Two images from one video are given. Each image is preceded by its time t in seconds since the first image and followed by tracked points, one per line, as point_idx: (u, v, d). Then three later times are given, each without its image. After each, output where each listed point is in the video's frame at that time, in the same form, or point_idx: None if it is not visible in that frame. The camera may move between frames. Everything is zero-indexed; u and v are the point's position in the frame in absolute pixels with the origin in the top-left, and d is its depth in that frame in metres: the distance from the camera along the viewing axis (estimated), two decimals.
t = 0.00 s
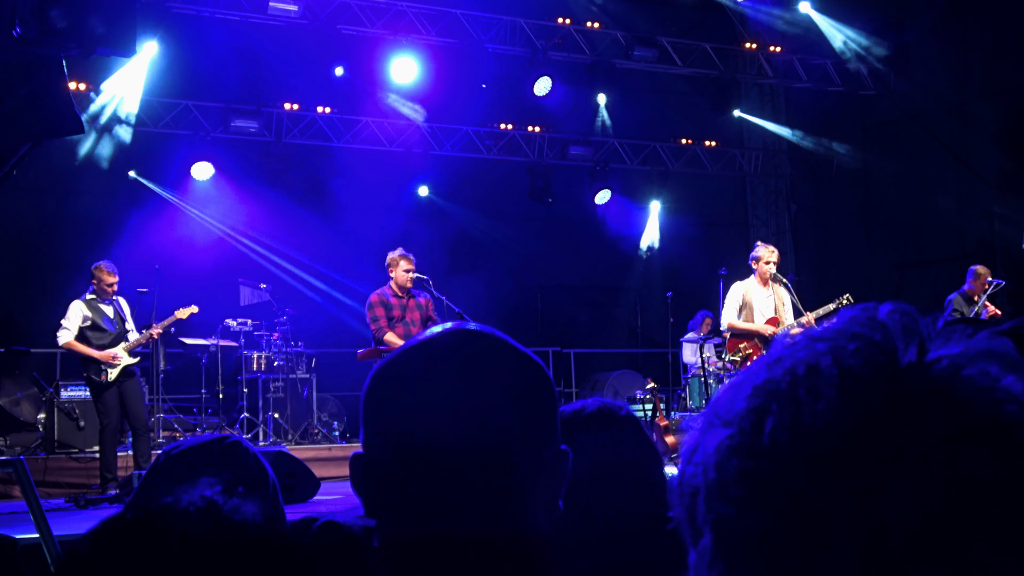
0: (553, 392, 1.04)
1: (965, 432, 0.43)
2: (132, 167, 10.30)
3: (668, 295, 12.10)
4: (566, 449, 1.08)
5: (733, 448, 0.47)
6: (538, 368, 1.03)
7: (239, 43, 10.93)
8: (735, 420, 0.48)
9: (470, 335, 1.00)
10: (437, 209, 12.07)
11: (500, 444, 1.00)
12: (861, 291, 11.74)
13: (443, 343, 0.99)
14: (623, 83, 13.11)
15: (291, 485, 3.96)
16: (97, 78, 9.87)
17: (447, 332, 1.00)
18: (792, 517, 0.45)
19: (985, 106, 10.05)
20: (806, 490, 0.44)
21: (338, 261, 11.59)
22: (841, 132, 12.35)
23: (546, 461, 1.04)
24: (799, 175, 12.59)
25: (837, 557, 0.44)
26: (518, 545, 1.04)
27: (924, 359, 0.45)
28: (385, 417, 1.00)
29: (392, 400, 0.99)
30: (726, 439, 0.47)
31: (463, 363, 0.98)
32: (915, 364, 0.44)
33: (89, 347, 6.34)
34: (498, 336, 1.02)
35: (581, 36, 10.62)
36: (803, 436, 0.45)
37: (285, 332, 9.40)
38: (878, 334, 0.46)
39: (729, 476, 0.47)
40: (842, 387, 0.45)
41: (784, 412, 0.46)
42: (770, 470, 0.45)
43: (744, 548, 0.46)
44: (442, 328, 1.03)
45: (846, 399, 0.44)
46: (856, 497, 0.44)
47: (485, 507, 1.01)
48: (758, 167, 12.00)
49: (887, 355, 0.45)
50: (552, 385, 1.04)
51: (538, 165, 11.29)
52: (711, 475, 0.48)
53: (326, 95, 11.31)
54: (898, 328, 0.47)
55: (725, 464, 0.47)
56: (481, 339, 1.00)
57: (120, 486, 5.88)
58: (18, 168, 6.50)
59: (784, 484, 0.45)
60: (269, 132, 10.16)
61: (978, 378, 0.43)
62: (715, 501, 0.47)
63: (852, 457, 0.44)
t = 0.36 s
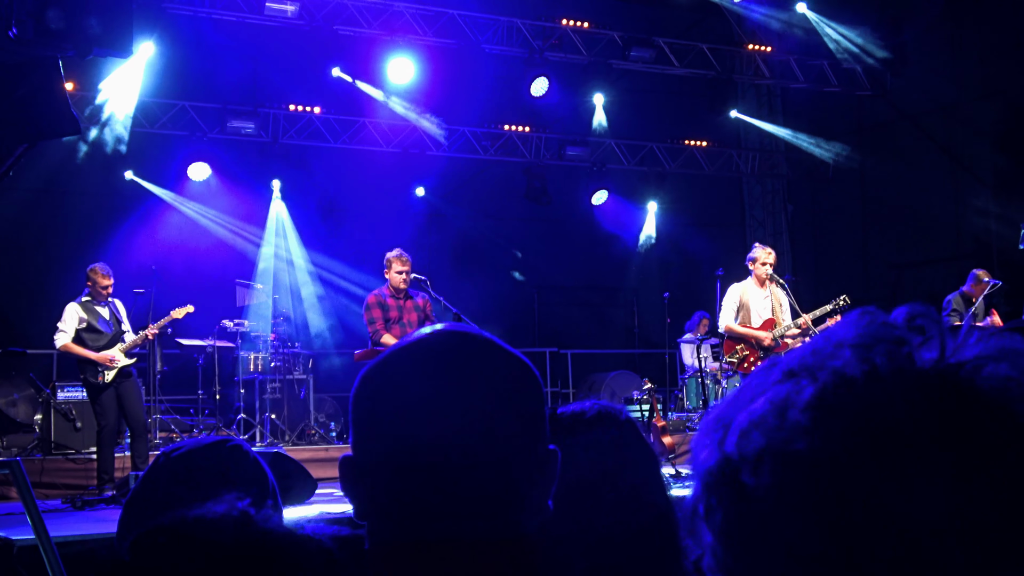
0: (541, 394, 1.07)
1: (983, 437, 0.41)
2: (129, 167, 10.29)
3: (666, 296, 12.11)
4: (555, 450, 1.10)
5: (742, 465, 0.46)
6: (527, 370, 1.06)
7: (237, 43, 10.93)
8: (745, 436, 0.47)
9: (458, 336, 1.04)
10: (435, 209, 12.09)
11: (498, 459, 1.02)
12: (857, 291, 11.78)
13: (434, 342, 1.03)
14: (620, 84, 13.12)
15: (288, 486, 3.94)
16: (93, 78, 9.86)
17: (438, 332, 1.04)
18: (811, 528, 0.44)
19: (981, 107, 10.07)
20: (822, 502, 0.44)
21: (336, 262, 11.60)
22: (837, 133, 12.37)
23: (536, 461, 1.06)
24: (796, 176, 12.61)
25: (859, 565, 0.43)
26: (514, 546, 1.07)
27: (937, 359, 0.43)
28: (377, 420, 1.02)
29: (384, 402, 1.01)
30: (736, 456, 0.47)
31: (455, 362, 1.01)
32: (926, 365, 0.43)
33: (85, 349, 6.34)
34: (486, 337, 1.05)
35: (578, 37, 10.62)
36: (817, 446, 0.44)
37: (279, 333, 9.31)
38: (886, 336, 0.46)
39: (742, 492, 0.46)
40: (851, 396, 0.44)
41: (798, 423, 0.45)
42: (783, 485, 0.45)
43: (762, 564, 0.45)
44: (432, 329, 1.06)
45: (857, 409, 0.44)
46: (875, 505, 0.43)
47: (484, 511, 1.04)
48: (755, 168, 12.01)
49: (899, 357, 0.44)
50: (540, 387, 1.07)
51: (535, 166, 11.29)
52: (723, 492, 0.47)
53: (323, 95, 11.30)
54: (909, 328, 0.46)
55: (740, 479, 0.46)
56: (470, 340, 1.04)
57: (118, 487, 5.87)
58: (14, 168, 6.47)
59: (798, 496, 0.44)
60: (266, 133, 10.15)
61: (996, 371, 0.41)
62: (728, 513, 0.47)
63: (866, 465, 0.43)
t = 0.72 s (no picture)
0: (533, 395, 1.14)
1: (960, 435, 0.46)
2: (127, 167, 10.29)
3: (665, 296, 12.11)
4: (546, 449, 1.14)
5: (743, 470, 0.49)
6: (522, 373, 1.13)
7: (234, 43, 10.94)
8: (738, 443, 0.50)
9: (453, 336, 1.12)
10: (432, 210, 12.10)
11: (498, 458, 1.09)
12: (855, 291, 11.78)
13: (429, 343, 1.11)
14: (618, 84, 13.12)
15: (285, 485, 3.89)
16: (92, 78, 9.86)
17: (432, 334, 1.12)
18: (819, 525, 0.46)
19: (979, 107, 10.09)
20: (829, 502, 0.46)
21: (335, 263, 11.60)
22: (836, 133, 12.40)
23: (526, 459, 1.11)
24: (794, 176, 12.63)
25: (867, 560, 0.45)
26: (513, 544, 1.12)
27: (909, 365, 0.49)
28: (372, 418, 1.10)
29: (386, 402, 1.09)
30: (737, 460, 0.49)
31: (450, 362, 1.09)
32: (900, 369, 0.48)
33: (83, 348, 6.34)
34: (479, 337, 1.13)
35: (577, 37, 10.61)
36: (818, 447, 0.47)
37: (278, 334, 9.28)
38: (861, 346, 0.51)
39: (747, 494, 0.49)
40: (845, 400, 0.47)
41: (796, 429, 0.48)
42: (789, 487, 0.47)
43: (772, 562, 0.47)
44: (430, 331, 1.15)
45: (852, 412, 0.47)
46: (876, 503, 0.46)
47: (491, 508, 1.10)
48: (753, 168, 12.01)
49: (873, 364, 0.49)
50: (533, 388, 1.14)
51: (533, 166, 11.29)
52: (726, 496, 0.50)
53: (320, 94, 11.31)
54: (873, 342, 0.52)
55: (743, 482, 0.49)
56: (463, 341, 1.12)
57: (116, 487, 5.87)
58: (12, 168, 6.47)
59: (803, 496, 0.47)
60: (264, 133, 10.15)
61: (957, 371, 0.48)
62: (728, 516, 0.49)
63: (868, 464, 0.46)
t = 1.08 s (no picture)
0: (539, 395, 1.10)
1: (972, 437, 0.48)
2: (126, 166, 10.29)
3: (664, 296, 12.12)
4: (552, 450, 1.11)
5: (755, 469, 0.52)
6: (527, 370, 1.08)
7: (234, 42, 10.93)
8: (751, 442, 0.52)
9: (455, 335, 1.08)
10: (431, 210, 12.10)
11: (500, 458, 1.04)
12: (854, 291, 11.78)
13: (430, 341, 1.06)
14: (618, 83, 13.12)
15: (285, 485, 3.89)
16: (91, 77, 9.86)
17: (436, 332, 1.08)
18: (828, 524, 0.49)
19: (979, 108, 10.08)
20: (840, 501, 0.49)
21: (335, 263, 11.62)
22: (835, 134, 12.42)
23: (530, 458, 1.07)
24: (793, 176, 12.64)
25: (875, 558, 0.48)
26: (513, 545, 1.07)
27: (925, 365, 0.51)
28: (374, 414, 1.05)
29: (384, 404, 1.04)
30: (748, 461, 0.52)
31: (452, 360, 1.04)
32: (915, 368, 0.50)
33: (82, 348, 6.34)
34: (482, 334, 1.09)
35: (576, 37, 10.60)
36: (832, 449, 0.49)
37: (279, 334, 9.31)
38: (876, 347, 0.52)
39: (757, 492, 0.51)
40: (860, 401, 0.50)
41: (809, 429, 0.50)
42: (801, 488, 0.49)
43: (782, 560, 0.50)
44: (432, 328, 1.11)
45: (865, 413, 0.49)
46: (888, 499, 0.48)
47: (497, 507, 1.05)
48: (752, 168, 12.01)
49: (888, 364, 0.51)
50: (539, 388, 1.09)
51: (532, 165, 11.29)
52: (737, 496, 0.52)
53: (319, 93, 11.30)
54: (888, 344, 0.54)
55: (754, 480, 0.52)
56: (466, 338, 1.07)
57: (116, 487, 5.86)
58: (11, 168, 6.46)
59: (815, 497, 0.49)
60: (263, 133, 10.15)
61: (972, 373, 0.50)
62: (738, 516, 0.52)
63: (880, 462, 0.48)
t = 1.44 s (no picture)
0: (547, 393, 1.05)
1: (988, 432, 0.49)
2: (125, 166, 10.28)
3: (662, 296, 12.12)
4: (562, 449, 1.06)
5: (772, 460, 0.52)
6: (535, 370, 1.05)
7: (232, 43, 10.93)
8: (768, 433, 0.52)
9: (464, 336, 1.03)
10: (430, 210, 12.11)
11: (501, 454, 1.00)
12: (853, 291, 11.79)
13: (436, 344, 1.02)
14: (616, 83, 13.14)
15: (285, 485, 3.88)
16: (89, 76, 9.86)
17: (442, 333, 1.03)
18: (846, 515, 0.49)
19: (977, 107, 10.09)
20: (856, 492, 0.49)
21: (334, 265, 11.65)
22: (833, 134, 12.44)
23: (539, 459, 1.03)
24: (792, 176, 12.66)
25: (894, 548, 0.49)
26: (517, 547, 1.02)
27: (942, 360, 0.51)
28: (378, 415, 1.01)
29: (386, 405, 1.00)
30: (765, 451, 0.52)
31: (455, 361, 1.00)
32: (932, 363, 0.51)
33: (81, 348, 6.33)
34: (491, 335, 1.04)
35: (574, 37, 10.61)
36: (850, 441, 0.49)
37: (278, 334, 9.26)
38: (893, 341, 0.53)
39: (772, 482, 0.52)
40: (878, 393, 0.50)
41: (826, 420, 0.50)
42: (818, 477, 0.50)
43: (797, 552, 0.51)
44: (439, 329, 1.07)
45: (884, 405, 0.50)
46: (903, 490, 0.49)
47: (497, 506, 1.01)
48: (751, 168, 12.03)
49: (906, 358, 0.51)
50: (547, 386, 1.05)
51: (531, 165, 11.29)
52: (752, 487, 0.52)
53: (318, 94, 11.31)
54: (907, 338, 0.54)
55: (771, 472, 0.52)
56: (473, 339, 1.03)
57: (115, 487, 5.86)
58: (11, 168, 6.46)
59: (832, 488, 0.50)
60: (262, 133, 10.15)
61: (989, 369, 0.50)
62: (753, 507, 0.52)
63: (899, 454, 0.49)
